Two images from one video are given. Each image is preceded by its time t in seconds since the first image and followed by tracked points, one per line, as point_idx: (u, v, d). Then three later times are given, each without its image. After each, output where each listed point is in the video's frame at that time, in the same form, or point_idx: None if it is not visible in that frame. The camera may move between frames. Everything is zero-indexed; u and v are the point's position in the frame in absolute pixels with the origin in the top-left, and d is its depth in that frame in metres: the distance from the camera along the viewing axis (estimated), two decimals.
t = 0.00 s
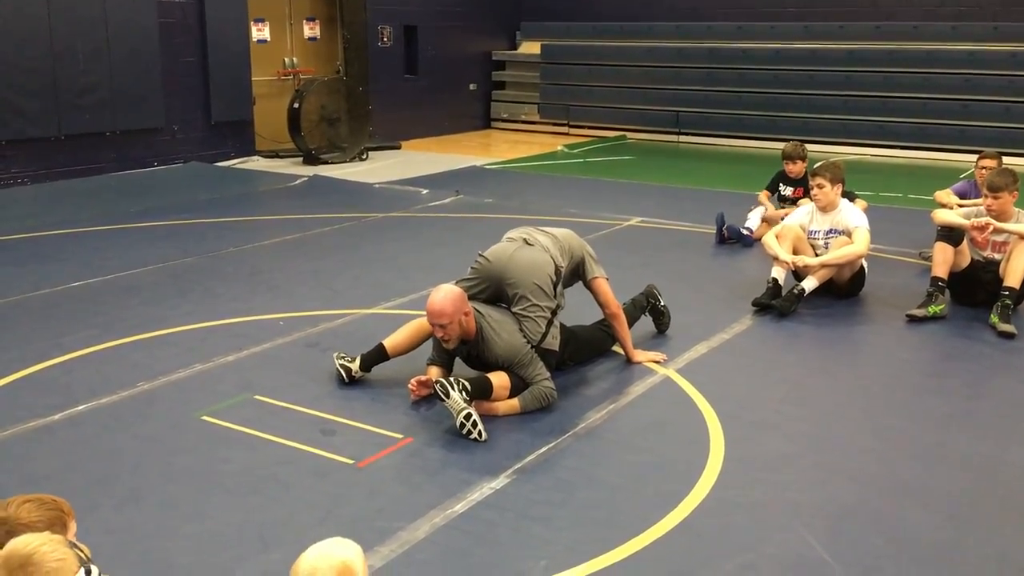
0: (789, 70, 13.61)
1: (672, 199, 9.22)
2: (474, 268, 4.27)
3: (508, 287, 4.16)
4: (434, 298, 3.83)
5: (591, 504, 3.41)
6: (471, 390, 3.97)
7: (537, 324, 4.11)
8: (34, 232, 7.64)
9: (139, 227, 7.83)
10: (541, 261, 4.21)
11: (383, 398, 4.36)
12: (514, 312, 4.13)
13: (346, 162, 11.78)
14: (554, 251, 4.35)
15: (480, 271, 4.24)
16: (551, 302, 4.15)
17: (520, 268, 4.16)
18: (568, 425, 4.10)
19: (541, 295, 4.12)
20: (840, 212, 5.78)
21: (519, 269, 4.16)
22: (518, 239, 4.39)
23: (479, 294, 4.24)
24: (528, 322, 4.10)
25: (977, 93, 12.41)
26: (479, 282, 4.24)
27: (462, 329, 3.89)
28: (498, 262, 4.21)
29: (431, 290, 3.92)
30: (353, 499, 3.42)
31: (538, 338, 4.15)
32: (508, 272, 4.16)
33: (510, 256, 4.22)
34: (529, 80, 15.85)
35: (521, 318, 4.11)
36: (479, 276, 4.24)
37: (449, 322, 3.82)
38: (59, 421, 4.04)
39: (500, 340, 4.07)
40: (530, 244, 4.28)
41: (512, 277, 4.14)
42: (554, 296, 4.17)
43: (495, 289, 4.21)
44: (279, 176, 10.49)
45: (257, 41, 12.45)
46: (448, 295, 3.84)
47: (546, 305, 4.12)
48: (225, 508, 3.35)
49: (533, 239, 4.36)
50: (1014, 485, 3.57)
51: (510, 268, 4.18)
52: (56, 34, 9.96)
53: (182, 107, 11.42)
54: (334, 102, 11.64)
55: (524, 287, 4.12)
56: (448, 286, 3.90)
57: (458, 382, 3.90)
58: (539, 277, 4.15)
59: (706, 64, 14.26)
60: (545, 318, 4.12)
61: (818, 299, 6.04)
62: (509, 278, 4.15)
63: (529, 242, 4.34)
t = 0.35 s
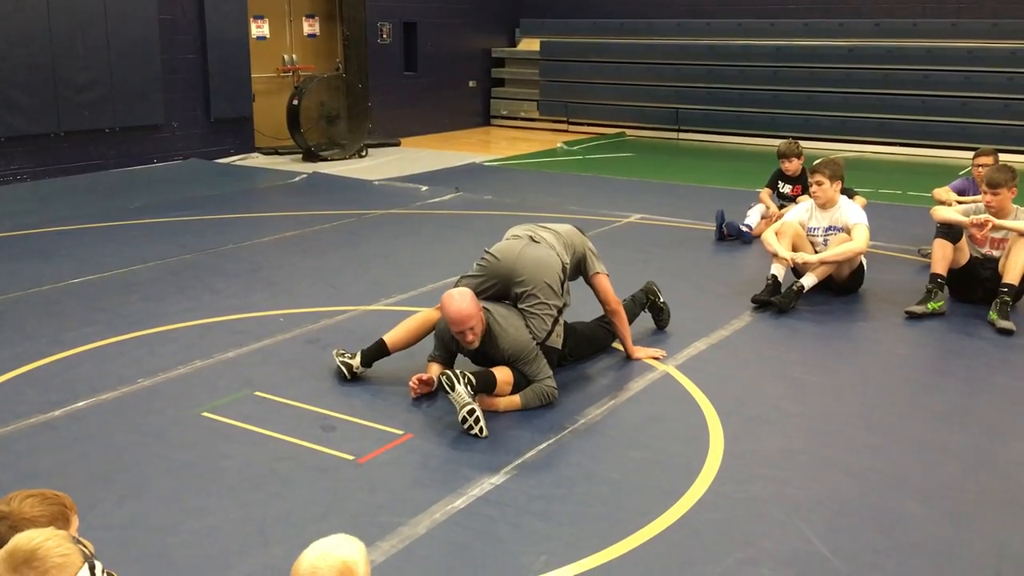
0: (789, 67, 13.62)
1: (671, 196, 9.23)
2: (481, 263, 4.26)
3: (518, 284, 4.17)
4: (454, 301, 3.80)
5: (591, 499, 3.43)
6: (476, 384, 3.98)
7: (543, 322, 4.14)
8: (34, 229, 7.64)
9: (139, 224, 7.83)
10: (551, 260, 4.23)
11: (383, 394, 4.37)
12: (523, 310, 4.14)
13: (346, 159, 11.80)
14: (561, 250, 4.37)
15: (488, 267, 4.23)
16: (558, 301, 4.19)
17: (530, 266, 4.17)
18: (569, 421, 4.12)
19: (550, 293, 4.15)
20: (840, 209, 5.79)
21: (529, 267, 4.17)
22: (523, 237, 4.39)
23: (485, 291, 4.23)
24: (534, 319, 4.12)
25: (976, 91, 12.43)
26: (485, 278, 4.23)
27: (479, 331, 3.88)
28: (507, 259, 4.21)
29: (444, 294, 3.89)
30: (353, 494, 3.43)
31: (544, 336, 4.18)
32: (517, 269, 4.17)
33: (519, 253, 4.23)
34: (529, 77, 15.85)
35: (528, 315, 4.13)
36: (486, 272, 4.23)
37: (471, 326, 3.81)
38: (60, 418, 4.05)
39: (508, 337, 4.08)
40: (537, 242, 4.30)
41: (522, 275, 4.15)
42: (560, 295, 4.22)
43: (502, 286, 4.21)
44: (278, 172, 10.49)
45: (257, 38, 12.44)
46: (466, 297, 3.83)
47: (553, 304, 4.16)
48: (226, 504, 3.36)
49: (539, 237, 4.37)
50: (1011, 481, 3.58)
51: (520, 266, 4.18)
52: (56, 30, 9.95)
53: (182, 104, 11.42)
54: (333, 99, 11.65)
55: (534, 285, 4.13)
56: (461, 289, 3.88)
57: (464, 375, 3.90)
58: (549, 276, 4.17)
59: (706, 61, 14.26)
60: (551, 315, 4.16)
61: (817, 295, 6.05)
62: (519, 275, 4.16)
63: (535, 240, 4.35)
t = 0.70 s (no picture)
0: (789, 63, 13.61)
1: (670, 192, 9.23)
2: (477, 258, 4.26)
3: (511, 280, 4.16)
4: (455, 308, 3.80)
5: (591, 494, 3.44)
6: (472, 381, 3.99)
7: (537, 316, 4.14)
8: (33, 224, 7.63)
9: (138, 220, 7.82)
10: (544, 254, 4.22)
11: (383, 390, 4.37)
12: (517, 305, 4.14)
13: (345, 155, 11.78)
14: (556, 243, 4.35)
15: (481, 263, 4.22)
16: (552, 295, 4.18)
17: (523, 261, 4.16)
18: (569, 416, 4.13)
19: (543, 288, 4.15)
20: (840, 205, 5.78)
21: (522, 261, 4.16)
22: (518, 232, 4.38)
23: (480, 287, 4.23)
24: (529, 314, 4.14)
25: (976, 86, 12.42)
26: (479, 273, 4.23)
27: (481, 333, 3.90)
28: (500, 254, 4.20)
29: (442, 301, 3.89)
30: (353, 489, 3.44)
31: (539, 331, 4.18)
32: (510, 264, 4.16)
33: (513, 248, 4.21)
34: (529, 72, 15.83)
35: (522, 311, 4.14)
36: (480, 267, 4.23)
37: (477, 330, 3.84)
38: (60, 413, 4.05)
39: (504, 333, 4.08)
40: (531, 237, 4.28)
41: (515, 269, 4.14)
42: (555, 288, 4.21)
43: (496, 281, 4.20)
44: (278, 168, 10.49)
45: (256, 33, 12.43)
46: (465, 302, 3.83)
47: (547, 298, 4.16)
48: (226, 498, 3.37)
49: (534, 231, 4.36)
50: (1011, 476, 3.59)
51: (513, 261, 4.17)
52: (56, 26, 9.94)
53: (181, 99, 11.40)
54: (332, 94, 11.65)
55: (527, 280, 4.13)
56: (458, 294, 3.88)
57: (458, 373, 3.91)
58: (543, 270, 4.16)
59: (705, 57, 14.25)
60: (545, 311, 4.17)
61: (816, 291, 6.05)
62: (512, 269, 4.15)
63: (530, 235, 4.34)
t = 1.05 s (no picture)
0: (789, 58, 13.60)
1: (670, 187, 9.22)
2: (479, 255, 4.26)
3: (512, 275, 4.17)
4: (444, 293, 3.82)
5: (593, 489, 3.44)
6: (473, 375, 3.99)
7: (539, 312, 4.15)
8: (34, 219, 7.62)
9: (139, 215, 7.81)
10: (546, 250, 4.22)
11: (384, 385, 4.37)
12: (519, 300, 4.15)
13: (345, 150, 11.77)
14: (558, 239, 4.36)
15: (482, 259, 4.23)
16: (554, 290, 4.19)
17: (525, 256, 4.17)
18: (570, 411, 4.13)
19: (546, 283, 4.16)
20: (840, 200, 5.79)
21: (523, 257, 4.17)
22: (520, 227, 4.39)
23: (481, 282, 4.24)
24: (531, 310, 4.15)
25: (977, 81, 12.41)
26: (481, 270, 4.23)
27: (467, 323, 3.90)
28: (502, 250, 4.21)
29: (436, 285, 3.92)
30: (355, 484, 3.44)
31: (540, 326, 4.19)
32: (513, 259, 4.17)
33: (514, 243, 4.22)
34: (529, 67, 15.81)
35: (525, 306, 4.14)
36: (481, 263, 4.24)
37: (456, 318, 3.82)
38: (61, 408, 4.05)
39: (505, 329, 4.09)
40: (533, 233, 4.29)
41: (518, 265, 4.15)
42: (557, 284, 4.22)
43: (498, 276, 4.21)
44: (278, 163, 10.48)
45: (256, 28, 12.41)
46: (455, 288, 3.85)
47: (549, 293, 4.17)
48: (228, 493, 3.37)
49: (535, 227, 4.37)
50: (1011, 472, 3.59)
51: (514, 256, 4.18)
52: (56, 20, 9.93)
53: (181, 94, 11.39)
54: (332, 90, 11.64)
55: (529, 275, 4.14)
56: (453, 280, 3.91)
57: (460, 367, 3.91)
58: (544, 266, 4.17)
59: (706, 52, 14.24)
60: (547, 306, 4.17)
61: (817, 286, 6.05)
62: (514, 265, 4.16)
63: (531, 230, 4.35)
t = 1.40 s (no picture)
0: (790, 54, 13.59)
1: (671, 184, 9.22)
2: (480, 252, 4.27)
3: (514, 271, 4.18)
4: (442, 288, 3.83)
5: (594, 485, 3.44)
6: (475, 371, 3.98)
7: (540, 308, 4.14)
8: (34, 216, 7.62)
9: (139, 211, 7.81)
10: (547, 246, 4.22)
11: (384, 380, 4.37)
12: (520, 297, 4.15)
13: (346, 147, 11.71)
14: (560, 235, 4.36)
15: (484, 255, 4.25)
16: (556, 286, 4.19)
17: (526, 253, 4.18)
18: (571, 407, 4.13)
19: (547, 279, 4.15)
20: (840, 196, 5.78)
21: (525, 253, 4.18)
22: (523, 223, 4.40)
23: (483, 278, 4.26)
24: (531, 307, 4.14)
25: (978, 78, 12.41)
26: (483, 266, 4.25)
27: (466, 319, 3.90)
28: (503, 246, 4.22)
29: (438, 279, 3.93)
30: (356, 480, 3.44)
31: (542, 323, 4.18)
32: (514, 256, 4.18)
33: (515, 240, 4.23)
34: (530, 64, 15.79)
35: (526, 302, 4.14)
36: (483, 259, 4.25)
37: (451, 313, 3.81)
38: (63, 403, 4.06)
39: (505, 326, 4.09)
40: (534, 229, 4.30)
41: (519, 261, 4.16)
42: (559, 280, 4.21)
43: (499, 273, 4.22)
44: (278, 159, 10.48)
45: (257, 24, 12.39)
46: (454, 284, 3.85)
47: (550, 290, 4.16)
48: (229, 489, 3.37)
49: (538, 223, 4.37)
50: (1013, 468, 3.59)
51: (516, 252, 4.19)
52: (56, 16, 9.92)
53: (181, 90, 11.38)
54: (334, 86, 11.71)
55: (530, 272, 4.14)
56: (454, 275, 3.91)
57: (461, 364, 3.90)
58: (546, 262, 4.17)
59: (707, 48, 14.23)
60: (548, 302, 4.16)
61: (818, 282, 6.05)
62: (516, 262, 4.17)
63: (534, 226, 4.35)
